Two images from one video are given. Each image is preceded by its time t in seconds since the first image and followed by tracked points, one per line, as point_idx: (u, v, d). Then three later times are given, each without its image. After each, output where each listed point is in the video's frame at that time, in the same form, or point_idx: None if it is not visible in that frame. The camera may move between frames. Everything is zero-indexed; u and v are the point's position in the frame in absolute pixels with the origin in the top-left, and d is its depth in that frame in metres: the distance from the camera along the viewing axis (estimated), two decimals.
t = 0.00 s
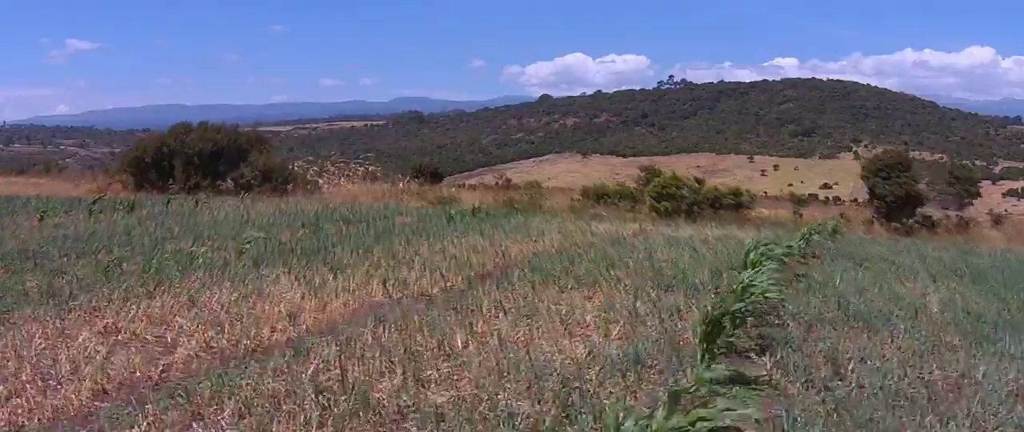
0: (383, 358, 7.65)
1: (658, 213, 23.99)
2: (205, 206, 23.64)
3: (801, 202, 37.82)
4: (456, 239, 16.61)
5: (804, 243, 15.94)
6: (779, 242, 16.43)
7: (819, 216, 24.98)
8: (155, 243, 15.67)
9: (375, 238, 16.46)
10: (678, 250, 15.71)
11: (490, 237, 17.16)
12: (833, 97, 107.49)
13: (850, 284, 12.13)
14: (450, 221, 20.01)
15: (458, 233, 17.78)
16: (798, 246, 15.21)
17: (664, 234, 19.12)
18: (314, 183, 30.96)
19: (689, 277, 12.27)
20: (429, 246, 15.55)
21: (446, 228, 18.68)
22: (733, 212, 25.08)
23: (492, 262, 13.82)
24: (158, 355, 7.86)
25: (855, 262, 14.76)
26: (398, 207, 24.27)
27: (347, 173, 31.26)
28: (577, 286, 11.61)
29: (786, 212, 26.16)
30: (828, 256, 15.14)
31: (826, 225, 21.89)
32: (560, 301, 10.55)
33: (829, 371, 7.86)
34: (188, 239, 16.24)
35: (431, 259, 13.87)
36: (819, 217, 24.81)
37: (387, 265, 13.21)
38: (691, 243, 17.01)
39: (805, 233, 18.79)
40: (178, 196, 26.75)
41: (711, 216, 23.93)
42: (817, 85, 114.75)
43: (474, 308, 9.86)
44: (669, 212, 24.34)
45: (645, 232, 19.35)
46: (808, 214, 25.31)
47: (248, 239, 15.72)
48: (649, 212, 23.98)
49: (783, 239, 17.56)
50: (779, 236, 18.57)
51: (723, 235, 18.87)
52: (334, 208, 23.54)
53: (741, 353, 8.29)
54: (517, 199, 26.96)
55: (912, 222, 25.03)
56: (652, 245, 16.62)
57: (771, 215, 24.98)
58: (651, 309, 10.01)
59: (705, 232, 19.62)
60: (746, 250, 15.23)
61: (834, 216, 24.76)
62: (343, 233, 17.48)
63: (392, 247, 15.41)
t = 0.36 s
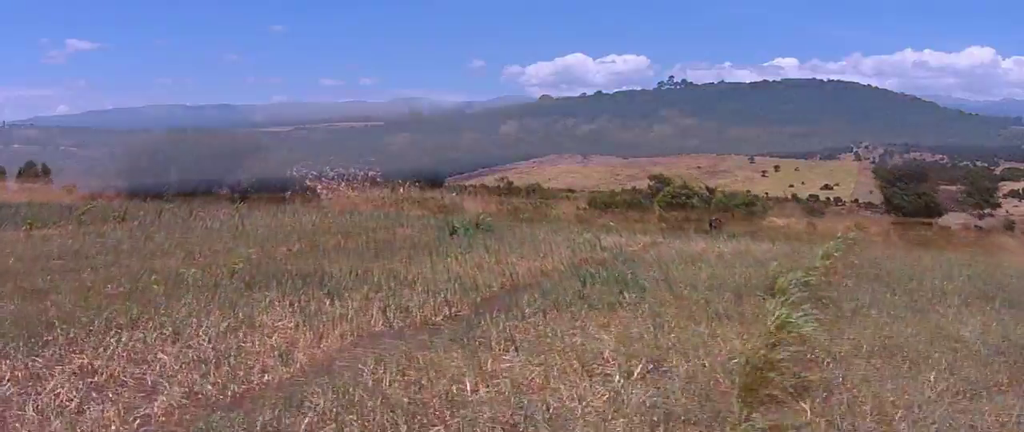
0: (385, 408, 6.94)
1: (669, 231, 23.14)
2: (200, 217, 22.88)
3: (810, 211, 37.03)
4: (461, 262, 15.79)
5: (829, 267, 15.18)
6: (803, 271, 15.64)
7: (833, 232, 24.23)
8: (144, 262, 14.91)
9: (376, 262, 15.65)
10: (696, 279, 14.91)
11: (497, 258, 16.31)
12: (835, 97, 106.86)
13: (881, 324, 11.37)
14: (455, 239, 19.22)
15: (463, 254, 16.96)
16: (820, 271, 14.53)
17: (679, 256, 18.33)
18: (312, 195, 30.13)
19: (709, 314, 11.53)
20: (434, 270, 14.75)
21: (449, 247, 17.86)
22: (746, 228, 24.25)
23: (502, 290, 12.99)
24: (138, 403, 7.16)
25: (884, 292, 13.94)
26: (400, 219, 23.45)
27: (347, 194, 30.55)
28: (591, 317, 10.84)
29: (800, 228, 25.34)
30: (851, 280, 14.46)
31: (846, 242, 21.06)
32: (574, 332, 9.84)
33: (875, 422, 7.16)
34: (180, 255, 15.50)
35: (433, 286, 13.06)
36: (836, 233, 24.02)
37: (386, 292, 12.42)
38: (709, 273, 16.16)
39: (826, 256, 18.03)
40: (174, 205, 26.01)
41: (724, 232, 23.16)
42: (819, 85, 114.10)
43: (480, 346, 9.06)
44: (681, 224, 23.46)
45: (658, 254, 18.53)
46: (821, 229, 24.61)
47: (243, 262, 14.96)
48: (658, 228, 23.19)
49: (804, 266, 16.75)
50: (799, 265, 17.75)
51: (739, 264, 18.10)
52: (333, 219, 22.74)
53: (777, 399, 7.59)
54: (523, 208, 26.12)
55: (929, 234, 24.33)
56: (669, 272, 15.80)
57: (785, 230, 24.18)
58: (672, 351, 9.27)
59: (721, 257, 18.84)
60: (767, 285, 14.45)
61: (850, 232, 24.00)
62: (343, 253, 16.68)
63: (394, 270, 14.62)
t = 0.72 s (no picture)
0: None
1: (671, 251, 22.60)
2: (190, 254, 22.30)
3: (811, 232, 36.56)
4: (459, 286, 15.24)
5: (840, 300, 14.66)
6: (813, 295, 15.11)
7: (838, 256, 23.77)
8: (128, 304, 14.31)
9: (371, 288, 15.10)
10: (709, 298, 14.14)
11: (496, 282, 15.75)
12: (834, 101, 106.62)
13: (901, 341, 10.83)
14: (452, 268, 18.67)
15: (461, 279, 16.40)
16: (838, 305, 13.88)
17: (685, 273, 17.78)
18: (306, 229, 29.57)
19: (724, 336, 10.80)
20: (431, 292, 14.19)
21: (446, 274, 17.30)
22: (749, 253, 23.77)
23: (502, 309, 12.42)
24: None
25: (901, 313, 13.41)
26: (395, 249, 22.92)
27: (341, 227, 29.99)
28: (596, 339, 10.29)
29: (804, 252, 24.85)
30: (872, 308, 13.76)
31: (853, 266, 20.59)
32: (584, 366, 9.12)
33: None
34: (165, 298, 14.90)
35: (431, 307, 12.51)
36: (841, 257, 23.54)
37: (382, 317, 11.86)
38: (717, 287, 15.61)
39: (835, 280, 17.52)
40: (163, 244, 25.39)
41: (727, 255, 22.65)
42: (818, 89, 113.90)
43: (480, 380, 8.50)
44: (683, 251, 22.96)
45: (663, 270, 18.00)
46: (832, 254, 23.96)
47: (231, 299, 14.39)
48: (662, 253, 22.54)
49: (815, 287, 16.23)
50: (809, 280, 17.23)
51: (748, 276, 17.55)
52: (327, 253, 22.19)
53: None
54: (520, 240, 25.61)
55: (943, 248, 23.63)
56: (675, 288, 15.27)
57: (789, 254, 23.69)
58: (692, 384, 8.50)
59: (728, 271, 18.31)
60: (779, 303, 13.90)
61: (855, 257, 23.55)
62: (336, 283, 16.11)
63: (389, 295, 14.08)
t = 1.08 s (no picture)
0: None
1: (671, 257, 21.78)
2: (172, 260, 21.49)
3: (815, 234, 35.77)
4: (448, 297, 14.42)
5: (853, 312, 13.83)
6: (824, 306, 14.28)
7: (844, 261, 22.96)
8: (99, 318, 13.57)
9: (355, 299, 14.27)
10: (713, 310, 13.33)
11: (487, 294, 14.93)
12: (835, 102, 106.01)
13: (921, 363, 10.05)
14: (443, 276, 17.84)
15: (451, 290, 15.58)
16: (848, 319, 13.09)
17: (686, 281, 16.95)
18: (296, 233, 28.76)
19: (730, 356, 9.99)
20: (417, 304, 13.38)
21: (436, 284, 16.49)
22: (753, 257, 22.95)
23: (492, 324, 11.60)
24: None
25: (920, 328, 12.59)
26: (384, 255, 22.11)
27: (331, 232, 29.17)
28: (592, 363, 9.48)
29: (809, 256, 24.04)
30: (884, 323, 12.97)
31: (862, 273, 19.78)
32: (577, 393, 8.30)
33: None
34: (137, 311, 14.09)
35: (416, 323, 11.70)
36: (847, 261, 22.73)
37: (363, 334, 11.06)
38: (721, 297, 14.78)
39: (845, 289, 16.70)
40: (146, 249, 24.58)
41: (730, 260, 21.84)
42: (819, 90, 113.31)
43: (462, 413, 7.68)
44: (684, 256, 22.13)
45: (665, 278, 17.17)
46: (837, 260, 23.15)
47: (206, 311, 13.59)
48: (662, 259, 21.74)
49: (824, 297, 15.42)
50: (818, 289, 16.41)
51: (754, 284, 16.72)
52: (314, 258, 21.36)
53: None
54: (515, 246, 24.79)
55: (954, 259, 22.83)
56: (677, 299, 14.44)
57: (794, 258, 22.87)
58: (695, 415, 7.67)
59: (732, 279, 17.48)
60: (787, 315, 13.08)
61: (862, 262, 22.74)
62: (318, 293, 15.30)
63: (374, 308, 13.29)
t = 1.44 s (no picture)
0: None
1: (672, 263, 20.91)
2: (154, 268, 20.65)
3: (820, 237, 34.88)
4: (436, 309, 13.57)
5: (867, 327, 12.96)
6: (837, 319, 13.43)
7: (852, 267, 22.09)
8: (63, 335, 12.73)
9: (338, 313, 13.43)
10: (719, 325, 12.48)
11: (479, 305, 14.05)
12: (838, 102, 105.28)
13: (946, 388, 9.23)
14: (433, 285, 16.96)
15: (441, 301, 14.71)
16: (863, 335, 12.24)
17: (690, 290, 16.07)
18: (285, 237, 27.90)
19: (739, 381, 9.15)
20: (403, 319, 12.55)
21: (425, 294, 15.63)
22: (757, 263, 22.08)
23: (482, 343, 10.75)
24: None
25: (940, 346, 11.73)
26: (375, 261, 21.24)
27: (323, 236, 28.33)
28: (588, 390, 8.64)
29: (817, 261, 23.14)
30: (902, 339, 12.13)
31: (873, 281, 18.93)
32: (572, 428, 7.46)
33: None
34: (106, 326, 13.26)
35: (399, 342, 10.85)
36: (856, 267, 21.84)
37: (340, 355, 10.22)
38: (727, 310, 13.92)
39: (857, 299, 15.83)
40: (128, 255, 23.74)
41: (734, 266, 20.95)
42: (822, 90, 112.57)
43: None
44: (686, 262, 21.27)
45: (667, 288, 16.30)
46: (845, 266, 22.30)
47: (178, 327, 12.74)
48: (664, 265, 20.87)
49: (836, 309, 14.54)
50: (829, 300, 15.55)
51: (761, 294, 15.86)
52: (301, 265, 20.51)
53: None
54: (510, 251, 23.91)
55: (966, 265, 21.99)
56: (680, 311, 13.58)
57: (801, 264, 21.99)
58: None
59: (738, 288, 16.62)
60: (799, 330, 12.23)
61: (871, 267, 21.86)
62: (300, 305, 14.44)
63: (357, 323, 12.44)
